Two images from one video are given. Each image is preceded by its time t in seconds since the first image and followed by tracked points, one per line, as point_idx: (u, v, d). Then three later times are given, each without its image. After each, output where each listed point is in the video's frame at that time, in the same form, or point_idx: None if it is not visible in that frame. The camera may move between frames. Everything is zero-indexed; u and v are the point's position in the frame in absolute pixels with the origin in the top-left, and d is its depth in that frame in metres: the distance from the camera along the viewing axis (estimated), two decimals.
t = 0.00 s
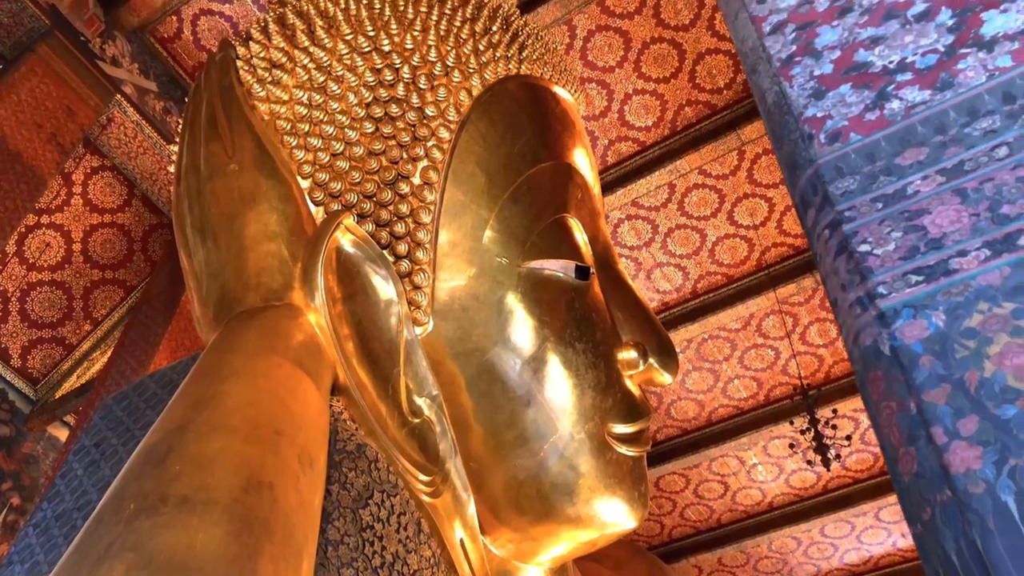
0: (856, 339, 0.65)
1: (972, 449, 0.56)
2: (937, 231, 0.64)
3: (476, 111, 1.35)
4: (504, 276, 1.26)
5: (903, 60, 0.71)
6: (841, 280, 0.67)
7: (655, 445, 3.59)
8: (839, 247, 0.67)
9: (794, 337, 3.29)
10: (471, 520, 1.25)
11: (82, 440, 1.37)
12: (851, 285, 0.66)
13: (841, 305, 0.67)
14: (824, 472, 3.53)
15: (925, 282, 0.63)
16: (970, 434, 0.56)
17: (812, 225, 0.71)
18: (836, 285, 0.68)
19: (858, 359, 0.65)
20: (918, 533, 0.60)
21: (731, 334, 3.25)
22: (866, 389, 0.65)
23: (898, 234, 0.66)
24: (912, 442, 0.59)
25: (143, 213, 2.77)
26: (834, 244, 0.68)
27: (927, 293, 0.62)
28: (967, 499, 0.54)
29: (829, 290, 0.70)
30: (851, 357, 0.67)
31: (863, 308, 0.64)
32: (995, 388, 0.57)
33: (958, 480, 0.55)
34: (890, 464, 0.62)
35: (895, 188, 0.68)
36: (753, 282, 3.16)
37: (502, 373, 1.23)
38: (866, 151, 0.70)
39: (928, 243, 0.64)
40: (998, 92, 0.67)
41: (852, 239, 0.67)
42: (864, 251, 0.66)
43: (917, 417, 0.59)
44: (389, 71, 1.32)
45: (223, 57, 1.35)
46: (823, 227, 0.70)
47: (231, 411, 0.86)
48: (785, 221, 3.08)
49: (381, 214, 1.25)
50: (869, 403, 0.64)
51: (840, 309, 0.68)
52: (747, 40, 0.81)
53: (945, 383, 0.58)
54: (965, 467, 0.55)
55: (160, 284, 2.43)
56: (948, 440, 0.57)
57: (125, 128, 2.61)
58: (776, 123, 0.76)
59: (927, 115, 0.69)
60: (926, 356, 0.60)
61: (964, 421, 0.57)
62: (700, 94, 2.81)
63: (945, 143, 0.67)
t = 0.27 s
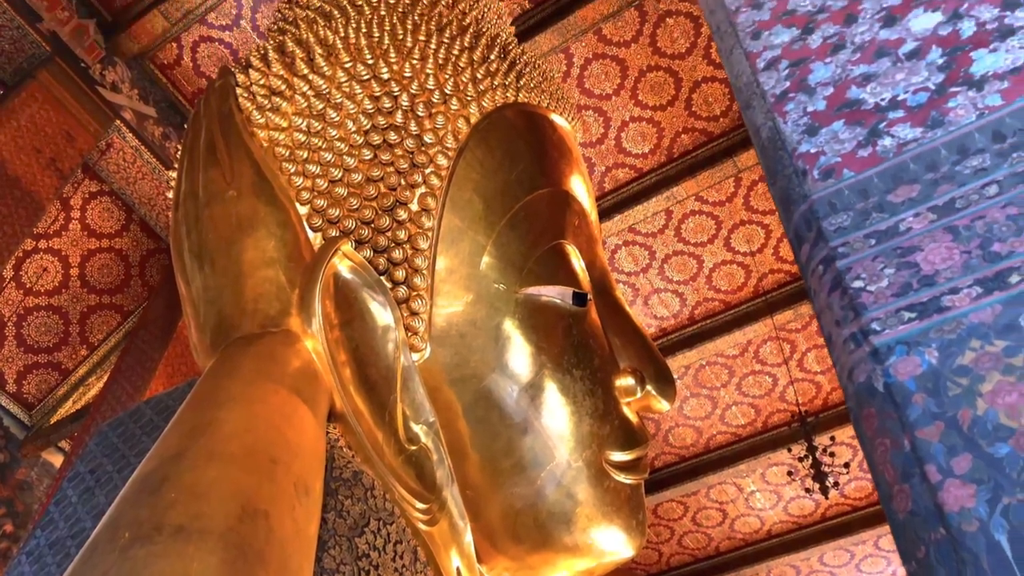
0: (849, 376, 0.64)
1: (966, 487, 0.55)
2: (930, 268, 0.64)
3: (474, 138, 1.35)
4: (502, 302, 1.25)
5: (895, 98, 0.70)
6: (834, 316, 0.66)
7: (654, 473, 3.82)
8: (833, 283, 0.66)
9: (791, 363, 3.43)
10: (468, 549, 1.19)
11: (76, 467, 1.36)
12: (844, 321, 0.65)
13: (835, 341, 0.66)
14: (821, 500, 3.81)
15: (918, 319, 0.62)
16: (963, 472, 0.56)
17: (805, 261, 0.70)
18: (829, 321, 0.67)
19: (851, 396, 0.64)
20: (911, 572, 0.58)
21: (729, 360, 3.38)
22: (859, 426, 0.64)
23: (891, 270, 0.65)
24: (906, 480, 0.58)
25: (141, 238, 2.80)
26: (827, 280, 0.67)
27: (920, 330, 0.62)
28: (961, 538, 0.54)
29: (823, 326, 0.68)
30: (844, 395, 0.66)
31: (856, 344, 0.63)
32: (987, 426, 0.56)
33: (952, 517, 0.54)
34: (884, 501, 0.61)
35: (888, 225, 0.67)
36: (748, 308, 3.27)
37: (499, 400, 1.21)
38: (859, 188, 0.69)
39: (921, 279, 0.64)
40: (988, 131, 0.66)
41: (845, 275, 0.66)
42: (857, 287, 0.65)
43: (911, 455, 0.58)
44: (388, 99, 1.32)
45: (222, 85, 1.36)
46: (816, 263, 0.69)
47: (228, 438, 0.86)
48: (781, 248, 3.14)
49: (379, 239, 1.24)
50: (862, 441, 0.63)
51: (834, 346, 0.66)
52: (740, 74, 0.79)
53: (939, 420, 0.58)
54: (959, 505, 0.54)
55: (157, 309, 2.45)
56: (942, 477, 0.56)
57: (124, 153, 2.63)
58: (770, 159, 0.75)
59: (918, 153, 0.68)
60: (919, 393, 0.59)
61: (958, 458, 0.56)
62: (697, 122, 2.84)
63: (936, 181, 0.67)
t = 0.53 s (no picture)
0: (845, 410, 0.64)
1: (962, 523, 0.55)
2: (924, 303, 0.63)
3: (471, 164, 1.33)
4: (498, 327, 1.22)
5: (888, 133, 0.70)
6: (830, 349, 0.66)
7: (650, 500, 3.89)
8: (828, 317, 0.66)
9: (788, 390, 3.50)
10: None
11: (69, 493, 1.34)
12: (839, 354, 0.64)
13: (831, 375, 0.66)
14: (818, 527, 3.89)
15: (912, 353, 0.61)
16: (958, 507, 0.55)
17: (801, 293, 0.69)
18: (825, 354, 0.67)
19: (847, 430, 0.64)
20: None
21: (726, 386, 3.45)
22: (856, 459, 0.64)
23: (886, 304, 0.64)
24: (902, 514, 0.58)
25: (137, 261, 2.82)
26: (823, 313, 0.66)
27: (915, 364, 0.61)
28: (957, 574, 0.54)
29: (819, 359, 0.68)
30: (841, 428, 0.66)
31: (852, 378, 0.63)
32: (982, 462, 0.56)
33: (947, 553, 0.54)
34: (881, 535, 0.61)
35: (882, 259, 0.66)
36: (744, 334, 3.31)
37: (495, 427, 1.18)
38: (853, 223, 0.68)
39: (915, 314, 0.63)
40: (980, 167, 0.66)
41: (841, 309, 0.65)
42: (852, 321, 0.64)
43: (907, 489, 0.58)
44: (386, 125, 1.33)
45: (221, 110, 1.37)
46: (811, 296, 0.68)
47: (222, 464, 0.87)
48: (777, 274, 3.17)
49: (376, 264, 1.24)
50: (858, 474, 0.63)
51: (830, 379, 0.66)
52: (736, 108, 0.80)
53: (934, 455, 0.57)
54: (954, 541, 0.54)
55: (153, 333, 2.45)
56: (937, 513, 0.56)
57: (121, 177, 2.66)
58: (766, 192, 0.75)
59: (912, 188, 0.67)
60: (914, 428, 0.59)
61: (953, 494, 0.56)
62: (692, 148, 2.86)
63: (929, 217, 0.66)
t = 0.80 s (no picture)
0: (841, 441, 0.63)
1: (957, 556, 0.55)
2: (918, 334, 0.63)
3: (467, 189, 1.33)
4: (494, 351, 1.21)
5: (881, 164, 0.70)
6: (825, 380, 0.65)
7: (647, 526, 3.93)
8: (823, 348, 0.66)
9: (784, 415, 3.54)
10: None
11: (61, 518, 1.33)
12: (835, 386, 0.64)
13: (826, 406, 0.65)
14: (815, 553, 3.94)
15: (907, 385, 0.62)
16: (954, 541, 0.56)
17: (796, 323, 0.70)
18: (820, 384, 0.66)
19: (842, 461, 0.64)
20: None
21: (721, 412, 3.49)
22: (851, 491, 0.63)
23: (880, 335, 0.64)
24: (898, 547, 0.58)
25: (132, 284, 2.82)
26: (818, 344, 0.66)
27: (909, 396, 0.61)
28: None
29: (814, 389, 0.68)
30: (837, 459, 0.65)
31: (847, 410, 0.63)
32: (977, 494, 0.56)
33: None
34: (876, 568, 0.61)
35: (877, 290, 0.66)
36: (740, 359, 3.34)
37: (490, 453, 1.17)
38: (848, 253, 0.68)
39: (910, 345, 0.63)
40: (972, 200, 0.66)
41: (836, 340, 0.65)
42: (847, 352, 0.64)
43: (903, 522, 0.58)
44: (383, 149, 1.33)
45: (219, 133, 1.38)
46: (806, 327, 0.68)
47: (214, 490, 0.87)
48: (772, 299, 3.18)
49: (372, 288, 1.24)
50: (854, 505, 0.63)
51: (825, 410, 0.66)
52: (731, 137, 0.80)
53: (930, 488, 0.58)
54: None
55: (149, 355, 2.44)
56: (933, 546, 0.56)
57: (118, 200, 2.65)
58: (760, 222, 0.75)
59: (905, 221, 0.67)
60: (909, 461, 0.59)
61: (949, 527, 0.56)
62: (687, 173, 2.87)
63: (922, 248, 0.66)
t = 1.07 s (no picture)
0: (837, 468, 0.63)
1: None
2: (913, 361, 0.63)
3: (464, 213, 1.33)
4: (491, 375, 1.20)
5: (876, 192, 0.71)
6: (821, 407, 0.65)
7: (644, 551, 3.93)
8: (819, 374, 0.66)
9: (781, 439, 3.53)
10: None
11: (53, 541, 1.32)
12: (831, 413, 0.64)
13: (823, 432, 0.65)
14: None
15: (903, 412, 0.61)
16: (952, 569, 0.55)
17: (792, 350, 0.70)
18: (816, 411, 0.66)
19: (839, 489, 0.63)
20: None
21: (719, 436, 3.49)
22: (847, 519, 0.63)
23: (876, 362, 0.64)
24: None
25: (129, 306, 2.81)
26: (813, 370, 0.66)
27: (905, 424, 0.61)
28: None
29: (810, 416, 0.68)
30: (833, 486, 0.65)
31: (843, 437, 0.62)
32: (974, 523, 0.56)
33: None
34: None
35: (872, 316, 0.66)
36: (737, 383, 3.34)
37: (486, 477, 1.17)
38: (843, 279, 0.68)
39: (905, 372, 0.63)
40: (966, 227, 0.66)
41: (832, 366, 0.65)
42: (843, 379, 0.64)
43: (900, 550, 0.57)
44: (380, 172, 1.33)
45: (216, 157, 1.40)
46: (802, 353, 0.68)
47: (208, 514, 0.88)
48: (769, 323, 3.18)
49: (368, 310, 1.24)
50: (850, 533, 0.62)
51: (821, 437, 0.66)
52: (726, 163, 0.81)
53: (926, 516, 0.57)
54: None
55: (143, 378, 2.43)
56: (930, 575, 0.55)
57: (114, 223, 2.65)
58: (756, 248, 0.75)
59: (900, 247, 0.68)
60: (906, 488, 0.58)
61: (946, 556, 0.55)
62: (683, 197, 2.88)
63: (918, 275, 0.66)
